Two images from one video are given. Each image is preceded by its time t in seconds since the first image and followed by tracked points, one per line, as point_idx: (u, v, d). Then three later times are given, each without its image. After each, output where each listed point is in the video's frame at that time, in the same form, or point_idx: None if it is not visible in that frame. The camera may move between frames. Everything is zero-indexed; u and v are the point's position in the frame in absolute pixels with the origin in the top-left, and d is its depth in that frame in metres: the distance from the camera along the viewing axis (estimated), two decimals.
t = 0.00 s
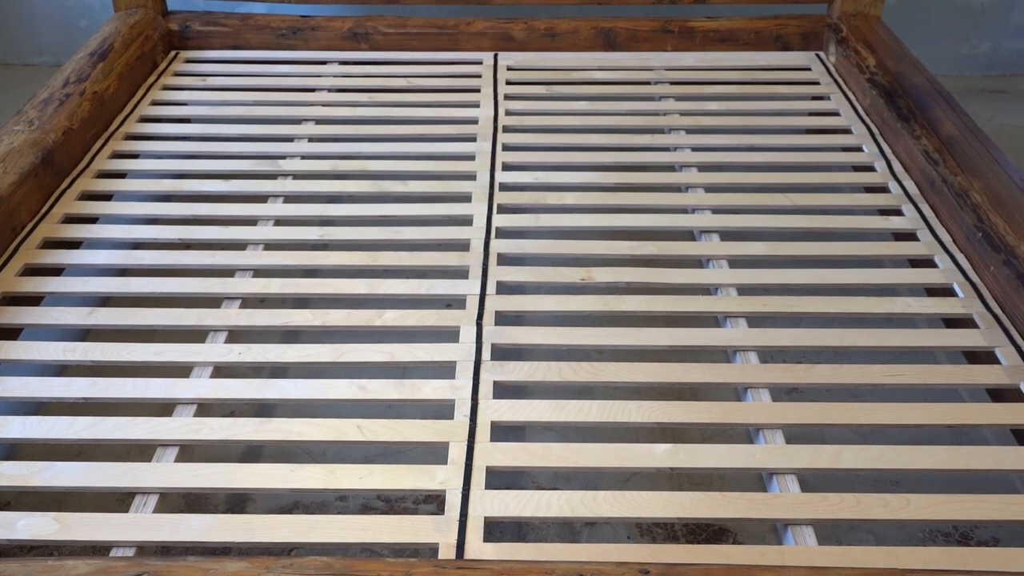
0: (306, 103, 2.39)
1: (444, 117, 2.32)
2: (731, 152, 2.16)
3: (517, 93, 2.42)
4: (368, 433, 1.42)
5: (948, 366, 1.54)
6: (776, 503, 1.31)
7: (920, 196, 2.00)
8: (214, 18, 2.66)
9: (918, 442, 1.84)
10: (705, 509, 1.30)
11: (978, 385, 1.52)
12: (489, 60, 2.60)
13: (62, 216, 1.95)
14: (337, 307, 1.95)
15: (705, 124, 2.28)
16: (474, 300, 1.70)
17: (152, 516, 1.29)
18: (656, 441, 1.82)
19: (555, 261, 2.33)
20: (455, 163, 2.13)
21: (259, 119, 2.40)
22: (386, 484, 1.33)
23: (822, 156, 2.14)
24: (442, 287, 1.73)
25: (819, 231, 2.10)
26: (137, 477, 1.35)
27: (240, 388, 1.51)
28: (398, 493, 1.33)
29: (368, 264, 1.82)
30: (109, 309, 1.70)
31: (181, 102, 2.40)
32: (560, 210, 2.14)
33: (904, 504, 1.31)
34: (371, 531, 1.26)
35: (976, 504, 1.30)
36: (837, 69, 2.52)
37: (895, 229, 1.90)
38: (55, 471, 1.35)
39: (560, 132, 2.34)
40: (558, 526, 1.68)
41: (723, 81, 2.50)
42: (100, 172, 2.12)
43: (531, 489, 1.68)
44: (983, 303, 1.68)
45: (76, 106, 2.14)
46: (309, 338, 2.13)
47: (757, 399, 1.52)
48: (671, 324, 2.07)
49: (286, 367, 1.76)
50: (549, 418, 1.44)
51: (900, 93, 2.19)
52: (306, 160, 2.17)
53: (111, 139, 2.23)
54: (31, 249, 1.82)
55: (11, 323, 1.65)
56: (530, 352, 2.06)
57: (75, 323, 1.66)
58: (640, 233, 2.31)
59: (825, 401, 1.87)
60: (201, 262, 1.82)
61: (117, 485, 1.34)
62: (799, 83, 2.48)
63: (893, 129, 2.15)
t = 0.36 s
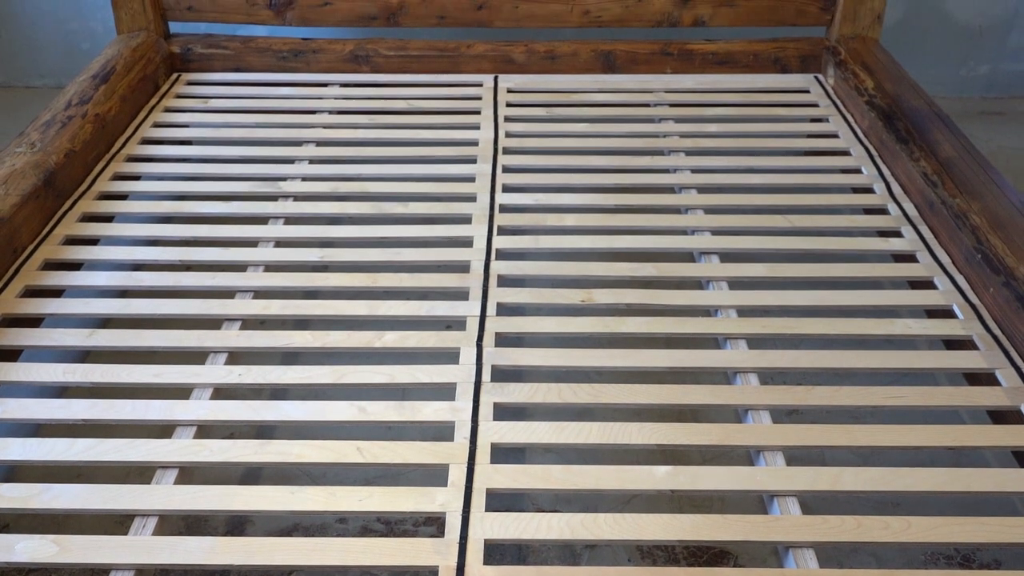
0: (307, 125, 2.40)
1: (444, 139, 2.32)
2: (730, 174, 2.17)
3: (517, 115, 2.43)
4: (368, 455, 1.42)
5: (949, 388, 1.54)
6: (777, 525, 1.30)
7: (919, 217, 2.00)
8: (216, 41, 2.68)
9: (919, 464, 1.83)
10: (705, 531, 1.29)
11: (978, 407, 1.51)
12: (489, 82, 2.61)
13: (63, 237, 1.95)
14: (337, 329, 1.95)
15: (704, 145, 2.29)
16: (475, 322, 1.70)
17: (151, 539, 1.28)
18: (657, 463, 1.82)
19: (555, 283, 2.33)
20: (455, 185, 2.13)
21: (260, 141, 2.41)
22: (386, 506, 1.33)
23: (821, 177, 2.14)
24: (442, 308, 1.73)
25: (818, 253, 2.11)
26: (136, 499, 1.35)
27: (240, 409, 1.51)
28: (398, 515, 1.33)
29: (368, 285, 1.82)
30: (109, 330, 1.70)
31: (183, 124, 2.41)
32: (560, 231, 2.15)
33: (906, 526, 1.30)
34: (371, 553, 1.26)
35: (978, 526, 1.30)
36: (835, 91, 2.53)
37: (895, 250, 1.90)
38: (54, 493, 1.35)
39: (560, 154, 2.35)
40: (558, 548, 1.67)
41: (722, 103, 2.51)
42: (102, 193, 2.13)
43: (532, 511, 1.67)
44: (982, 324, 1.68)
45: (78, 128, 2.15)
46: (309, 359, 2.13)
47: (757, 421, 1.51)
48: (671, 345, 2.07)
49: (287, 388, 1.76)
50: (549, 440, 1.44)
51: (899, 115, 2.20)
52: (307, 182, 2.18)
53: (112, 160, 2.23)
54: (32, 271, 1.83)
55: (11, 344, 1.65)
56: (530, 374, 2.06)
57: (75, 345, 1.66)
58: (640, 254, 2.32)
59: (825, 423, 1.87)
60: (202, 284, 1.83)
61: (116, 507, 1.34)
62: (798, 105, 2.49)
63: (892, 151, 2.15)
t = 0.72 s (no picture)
0: (308, 145, 2.41)
1: (445, 159, 2.33)
2: (730, 194, 2.17)
3: (517, 135, 2.44)
4: (368, 475, 1.42)
5: (949, 409, 1.54)
6: (777, 546, 1.30)
7: (919, 237, 2.01)
8: (218, 62, 2.70)
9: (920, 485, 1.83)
10: (706, 552, 1.29)
11: (978, 427, 1.51)
12: (489, 102, 2.62)
13: (63, 257, 1.95)
14: (337, 348, 1.95)
15: (703, 165, 2.29)
16: (474, 341, 1.70)
17: (150, 560, 1.28)
18: (657, 483, 1.82)
19: (555, 303, 2.33)
20: (455, 205, 2.14)
21: (261, 161, 2.42)
22: (386, 526, 1.32)
23: (821, 198, 2.15)
24: (442, 328, 1.73)
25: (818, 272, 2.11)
26: (136, 519, 1.35)
27: (240, 429, 1.51)
28: (397, 535, 1.32)
29: (368, 304, 1.82)
30: (109, 350, 1.70)
31: (184, 144, 2.42)
32: (560, 251, 2.15)
33: (907, 547, 1.30)
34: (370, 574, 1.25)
35: (979, 547, 1.29)
36: (834, 111, 2.54)
37: (894, 270, 1.90)
38: (53, 514, 1.35)
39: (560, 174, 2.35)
40: (558, 569, 1.67)
41: (721, 124, 2.52)
42: (103, 213, 2.13)
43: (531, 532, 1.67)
44: (983, 345, 1.68)
45: (79, 149, 2.15)
46: (310, 379, 2.13)
47: (758, 441, 1.51)
48: (671, 365, 2.07)
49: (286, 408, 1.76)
50: (549, 460, 1.43)
51: (898, 136, 2.21)
52: (308, 202, 2.18)
53: (114, 180, 2.24)
54: (32, 290, 1.83)
55: (11, 364, 1.65)
56: (530, 394, 2.06)
57: (75, 364, 1.66)
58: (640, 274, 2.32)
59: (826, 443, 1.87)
60: (202, 303, 1.83)
61: (116, 528, 1.33)
62: (797, 125, 2.50)
63: (891, 171, 2.16)
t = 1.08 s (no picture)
0: (308, 163, 2.41)
1: (445, 177, 2.34)
2: (730, 213, 2.18)
3: (517, 154, 2.44)
4: (368, 493, 1.41)
5: (950, 428, 1.53)
6: (778, 566, 1.29)
7: (918, 256, 2.01)
8: (219, 81, 2.71)
9: (921, 504, 1.83)
10: (706, 571, 1.28)
11: (978, 446, 1.51)
12: (489, 121, 2.63)
13: (64, 276, 1.96)
14: (337, 366, 1.95)
15: (703, 184, 2.30)
16: (475, 360, 1.70)
17: None
18: (657, 502, 1.81)
19: (555, 321, 2.34)
20: (455, 223, 2.14)
21: (261, 179, 2.42)
22: (386, 545, 1.32)
23: (821, 216, 2.15)
24: (442, 345, 1.73)
25: (818, 290, 2.11)
26: (134, 539, 1.34)
27: (241, 448, 1.50)
28: (397, 554, 1.32)
29: (369, 323, 1.82)
30: (109, 368, 1.70)
31: (185, 162, 2.43)
32: (560, 269, 2.15)
33: (909, 566, 1.29)
34: None
35: (980, 565, 1.29)
36: (833, 130, 2.55)
37: (894, 288, 1.90)
38: (52, 533, 1.34)
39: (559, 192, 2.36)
40: None
41: (721, 142, 2.52)
42: (104, 231, 2.14)
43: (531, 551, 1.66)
44: (983, 363, 1.68)
45: (81, 167, 2.16)
46: (309, 397, 2.13)
47: (759, 460, 1.51)
48: (671, 383, 2.07)
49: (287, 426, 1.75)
50: (549, 479, 1.43)
51: (897, 154, 2.22)
52: (309, 220, 2.19)
53: (115, 198, 2.24)
54: (32, 309, 1.83)
55: (11, 383, 1.65)
56: (530, 412, 2.06)
57: (75, 382, 1.66)
58: (639, 292, 2.32)
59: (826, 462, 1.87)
60: (202, 321, 1.83)
61: (115, 546, 1.33)
62: (796, 144, 2.51)
63: (890, 189, 2.17)
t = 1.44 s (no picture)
0: (309, 180, 2.42)
1: (445, 194, 2.34)
2: (730, 229, 2.18)
3: (517, 171, 2.45)
4: (367, 511, 1.41)
5: (950, 445, 1.53)
6: None
7: (918, 273, 2.01)
8: (220, 98, 2.72)
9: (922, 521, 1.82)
10: None
11: (979, 463, 1.51)
12: (489, 138, 2.63)
13: (64, 293, 1.96)
14: (337, 383, 1.95)
15: (703, 201, 2.30)
16: (475, 377, 1.70)
17: None
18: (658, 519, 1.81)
19: (555, 337, 2.33)
20: (455, 240, 2.14)
21: (261, 196, 2.43)
22: (386, 563, 1.31)
23: (820, 233, 2.16)
24: (442, 362, 1.73)
25: (818, 307, 2.11)
26: (133, 557, 1.34)
27: (240, 465, 1.50)
28: (397, 572, 1.31)
29: (369, 339, 1.82)
30: (109, 385, 1.69)
31: (186, 179, 2.43)
32: (560, 286, 2.15)
33: None
34: None
35: None
36: (832, 147, 2.55)
37: (894, 305, 1.90)
38: (50, 551, 1.34)
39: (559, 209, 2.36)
40: None
41: (720, 159, 2.53)
42: (104, 248, 2.14)
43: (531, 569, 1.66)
44: (983, 380, 1.68)
45: (82, 184, 2.17)
46: (309, 414, 2.12)
47: (759, 477, 1.51)
48: (671, 400, 2.07)
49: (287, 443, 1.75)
50: (549, 496, 1.43)
51: (896, 172, 2.22)
52: (309, 237, 2.19)
53: (115, 215, 2.25)
54: (32, 326, 1.83)
55: (11, 400, 1.65)
56: (530, 429, 2.05)
57: (75, 400, 1.65)
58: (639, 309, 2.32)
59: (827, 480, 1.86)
60: (203, 338, 1.83)
61: (115, 564, 1.32)
62: (796, 161, 2.52)
63: (890, 206, 2.17)
